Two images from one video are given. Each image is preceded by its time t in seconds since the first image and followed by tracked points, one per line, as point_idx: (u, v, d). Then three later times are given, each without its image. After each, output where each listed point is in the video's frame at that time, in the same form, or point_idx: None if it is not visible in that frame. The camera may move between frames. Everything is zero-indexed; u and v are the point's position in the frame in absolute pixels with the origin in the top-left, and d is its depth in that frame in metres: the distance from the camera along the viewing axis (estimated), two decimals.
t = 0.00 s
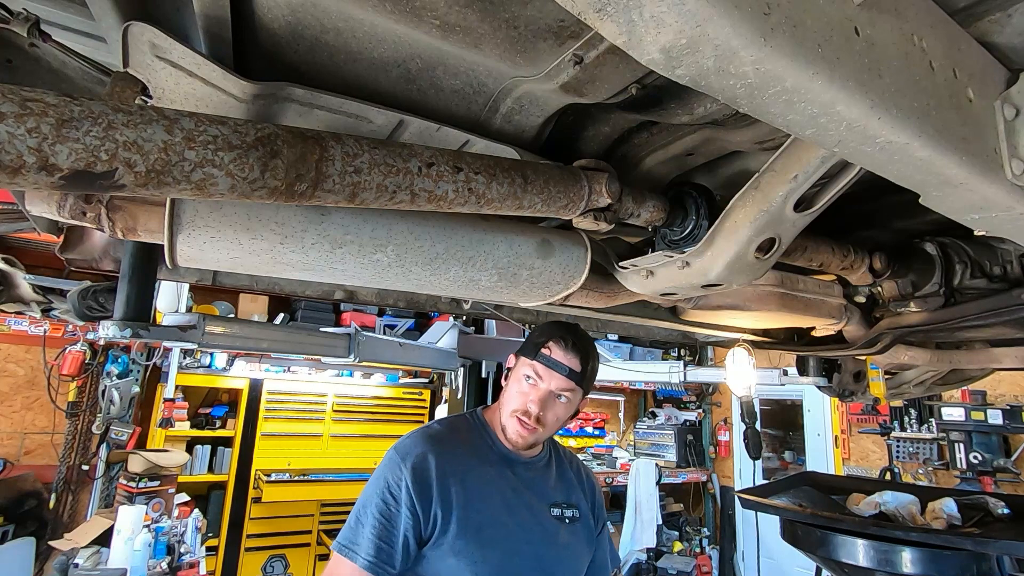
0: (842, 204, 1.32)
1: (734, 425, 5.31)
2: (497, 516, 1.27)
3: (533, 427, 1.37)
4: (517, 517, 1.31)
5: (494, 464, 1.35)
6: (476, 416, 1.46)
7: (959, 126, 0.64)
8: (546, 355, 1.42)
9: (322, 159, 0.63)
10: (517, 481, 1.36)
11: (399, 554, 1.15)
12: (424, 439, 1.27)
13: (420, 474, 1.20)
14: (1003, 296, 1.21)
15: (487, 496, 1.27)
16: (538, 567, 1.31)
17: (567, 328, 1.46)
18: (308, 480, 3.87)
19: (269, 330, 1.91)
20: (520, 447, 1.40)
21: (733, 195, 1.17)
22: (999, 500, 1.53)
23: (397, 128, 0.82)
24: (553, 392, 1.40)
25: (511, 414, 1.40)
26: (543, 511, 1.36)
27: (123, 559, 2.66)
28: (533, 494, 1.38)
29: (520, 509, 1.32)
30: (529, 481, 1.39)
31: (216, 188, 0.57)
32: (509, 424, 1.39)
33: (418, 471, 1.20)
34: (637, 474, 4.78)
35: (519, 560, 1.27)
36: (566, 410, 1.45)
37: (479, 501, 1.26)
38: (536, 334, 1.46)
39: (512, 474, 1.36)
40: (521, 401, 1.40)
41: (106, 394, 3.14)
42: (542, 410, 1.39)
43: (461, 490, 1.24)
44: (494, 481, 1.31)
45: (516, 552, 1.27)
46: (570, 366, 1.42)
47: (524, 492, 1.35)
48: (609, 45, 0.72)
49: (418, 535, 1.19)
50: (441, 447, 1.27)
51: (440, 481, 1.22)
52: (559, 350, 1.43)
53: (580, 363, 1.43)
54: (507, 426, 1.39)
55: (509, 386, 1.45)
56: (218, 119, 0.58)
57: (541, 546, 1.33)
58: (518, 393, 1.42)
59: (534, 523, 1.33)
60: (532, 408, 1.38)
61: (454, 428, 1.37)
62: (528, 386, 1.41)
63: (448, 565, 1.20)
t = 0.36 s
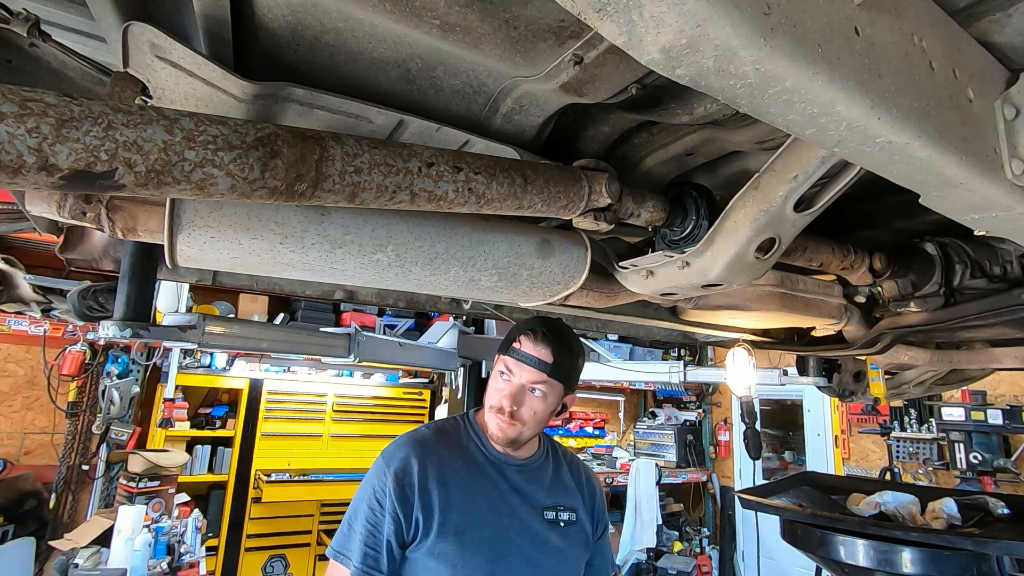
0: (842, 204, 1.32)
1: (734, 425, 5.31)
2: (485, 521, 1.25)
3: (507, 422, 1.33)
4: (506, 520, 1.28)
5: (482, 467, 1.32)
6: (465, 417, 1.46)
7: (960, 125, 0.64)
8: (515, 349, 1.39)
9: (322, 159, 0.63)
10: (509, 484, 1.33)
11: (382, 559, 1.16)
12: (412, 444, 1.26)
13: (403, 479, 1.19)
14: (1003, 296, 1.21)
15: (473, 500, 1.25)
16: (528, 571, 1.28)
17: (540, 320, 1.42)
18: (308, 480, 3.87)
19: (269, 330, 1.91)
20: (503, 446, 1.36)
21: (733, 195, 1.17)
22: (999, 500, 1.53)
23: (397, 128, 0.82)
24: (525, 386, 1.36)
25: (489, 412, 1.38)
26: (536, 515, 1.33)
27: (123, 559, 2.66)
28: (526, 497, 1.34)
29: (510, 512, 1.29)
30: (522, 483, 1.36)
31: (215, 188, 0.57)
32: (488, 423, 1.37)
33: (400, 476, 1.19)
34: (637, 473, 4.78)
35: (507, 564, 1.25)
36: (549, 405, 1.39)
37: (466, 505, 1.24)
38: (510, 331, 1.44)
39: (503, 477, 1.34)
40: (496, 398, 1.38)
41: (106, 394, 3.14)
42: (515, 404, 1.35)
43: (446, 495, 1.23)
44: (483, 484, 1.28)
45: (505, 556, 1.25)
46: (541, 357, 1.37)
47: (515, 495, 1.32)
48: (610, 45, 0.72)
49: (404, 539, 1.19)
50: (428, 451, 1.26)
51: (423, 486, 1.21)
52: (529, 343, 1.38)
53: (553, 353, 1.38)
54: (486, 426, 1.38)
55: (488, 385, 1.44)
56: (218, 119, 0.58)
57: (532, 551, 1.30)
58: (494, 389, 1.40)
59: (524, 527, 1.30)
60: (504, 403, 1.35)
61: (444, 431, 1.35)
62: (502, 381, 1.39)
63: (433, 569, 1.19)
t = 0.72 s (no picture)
0: (842, 204, 1.32)
1: (734, 424, 5.30)
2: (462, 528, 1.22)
3: (493, 421, 1.30)
4: (486, 529, 1.25)
5: (465, 469, 1.30)
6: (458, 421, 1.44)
7: (959, 125, 0.64)
8: (499, 347, 1.37)
9: (322, 159, 0.63)
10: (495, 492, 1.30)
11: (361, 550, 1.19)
12: (400, 440, 1.27)
13: (384, 476, 1.20)
14: (1004, 296, 1.21)
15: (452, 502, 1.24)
16: None
17: (526, 319, 1.40)
18: (308, 480, 3.89)
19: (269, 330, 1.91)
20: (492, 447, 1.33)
21: (733, 195, 1.17)
22: (999, 500, 1.53)
23: (397, 128, 0.82)
24: (510, 384, 1.34)
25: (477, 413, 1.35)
26: (520, 523, 1.29)
27: (123, 559, 2.67)
28: (510, 506, 1.30)
29: (490, 521, 1.26)
30: (507, 489, 1.32)
31: (216, 188, 0.57)
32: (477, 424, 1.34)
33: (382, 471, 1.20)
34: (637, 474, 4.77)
35: (484, 575, 1.21)
36: (538, 402, 1.34)
37: (445, 509, 1.22)
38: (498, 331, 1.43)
39: (487, 482, 1.31)
40: (482, 398, 1.36)
41: (106, 394, 3.14)
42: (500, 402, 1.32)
43: (426, 496, 1.22)
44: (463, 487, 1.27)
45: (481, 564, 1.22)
46: (525, 354, 1.34)
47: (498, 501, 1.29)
48: (610, 45, 0.72)
49: (383, 533, 1.20)
50: (415, 451, 1.26)
51: (405, 483, 1.21)
52: (514, 340, 1.36)
53: (537, 349, 1.34)
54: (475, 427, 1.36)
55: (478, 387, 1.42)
56: (218, 119, 0.58)
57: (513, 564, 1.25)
58: (482, 390, 1.38)
59: (504, 537, 1.26)
60: (489, 402, 1.33)
61: (434, 432, 1.35)
62: (488, 381, 1.37)
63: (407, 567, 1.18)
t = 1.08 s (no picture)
0: (843, 204, 1.32)
1: (734, 424, 5.31)
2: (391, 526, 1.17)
3: (418, 433, 1.19)
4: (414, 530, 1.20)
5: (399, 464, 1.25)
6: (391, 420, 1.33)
7: (960, 125, 0.64)
8: (431, 354, 1.21)
9: (323, 159, 0.63)
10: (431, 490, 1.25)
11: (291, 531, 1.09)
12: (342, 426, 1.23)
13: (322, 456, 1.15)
14: (1004, 296, 1.21)
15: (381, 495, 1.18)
16: None
17: (465, 322, 1.24)
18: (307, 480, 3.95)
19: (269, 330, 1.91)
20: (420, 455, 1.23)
21: (733, 195, 1.17)
22: (999, 500, 1.53)
23: (397, 128, 0.82)
24: (440, 397, 1.19)
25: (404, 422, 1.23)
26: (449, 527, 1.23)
27: (123, 559, 2.67)
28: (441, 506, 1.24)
29: (418, 521, 1.21)
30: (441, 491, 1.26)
31: (216, 188, 0.57)
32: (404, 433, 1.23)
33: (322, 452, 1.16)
34: (637, 475, 4.74)
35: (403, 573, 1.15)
36: (469, 417, 1.20)
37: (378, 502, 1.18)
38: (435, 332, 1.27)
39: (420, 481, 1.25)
40: (409, 407, 1.22)
41: (106, 394, 3.14)
42: (428, 416, 1.19)
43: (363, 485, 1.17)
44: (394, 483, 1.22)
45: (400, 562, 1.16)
46: (458, 365, 1.19)
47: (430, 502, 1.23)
48: (610, 45, 0.72)
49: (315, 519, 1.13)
50: (355, 438, 1.22)
51: (342, 466, 1.17)
52: (447, 348, 1.20)
53: (474, 360, 1.19)
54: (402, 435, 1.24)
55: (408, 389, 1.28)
56: (219, 119, 0.58)
57: (435, 568, 1.20)
58: (410, 398, 1.23)
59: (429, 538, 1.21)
60: (415, 413, 1.20)
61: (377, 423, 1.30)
62: (416, 389, 1.22)
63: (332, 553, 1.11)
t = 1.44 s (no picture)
0: (843, 204, 1.32)
1: (734, 424, 5.31)
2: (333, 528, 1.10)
3: (373, 429, 1.13)
4: (356, 531, 1.14)
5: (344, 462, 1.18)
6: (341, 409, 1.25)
7: (960, 125, 0.64)
8: (393, 343, 1.14)
9: (323, 159, 0.63)
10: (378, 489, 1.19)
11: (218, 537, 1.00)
12: (278, 421, 1.15)
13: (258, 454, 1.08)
14: (1003, 296, 1.21)
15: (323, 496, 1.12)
16: None
17: (429, 310, 1.18)
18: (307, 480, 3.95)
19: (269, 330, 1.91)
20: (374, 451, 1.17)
21: (733, 195, 1.17)
22: (999, 500, 1.53)
23: (397, 128, 0.82)
24: (401, 390, 1.13)
25: (359, 414, 1.16)
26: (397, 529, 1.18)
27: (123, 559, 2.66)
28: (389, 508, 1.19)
29: (363, 523, 1.15)
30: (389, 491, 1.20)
31: (216, 188, 0.57)
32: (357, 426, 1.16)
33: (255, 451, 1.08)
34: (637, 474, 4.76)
35: None
36: (429, 412, 1.16)
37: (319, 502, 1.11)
38: (397, 318, 1.20)
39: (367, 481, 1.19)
40: (367, 398, 1.16)
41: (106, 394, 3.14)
42: (387, 411, 1.13)
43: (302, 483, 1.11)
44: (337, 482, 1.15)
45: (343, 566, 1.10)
46: (422, 357, 1.13)
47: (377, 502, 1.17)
48: (610, 45, 0.72)
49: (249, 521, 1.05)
50: (293, 434, 1.15)
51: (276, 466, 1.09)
52: (411, 338, 1.14)
53: (439, 352, 1.14)
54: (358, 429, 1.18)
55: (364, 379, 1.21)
56: (218, 119, 0.58)
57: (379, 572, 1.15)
58: (367, 389, 1.16)
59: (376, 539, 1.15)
60: (373, 407, 1.13)
61: (317, 419, 1.23)
62: (375, 380, 1.15)
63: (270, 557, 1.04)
